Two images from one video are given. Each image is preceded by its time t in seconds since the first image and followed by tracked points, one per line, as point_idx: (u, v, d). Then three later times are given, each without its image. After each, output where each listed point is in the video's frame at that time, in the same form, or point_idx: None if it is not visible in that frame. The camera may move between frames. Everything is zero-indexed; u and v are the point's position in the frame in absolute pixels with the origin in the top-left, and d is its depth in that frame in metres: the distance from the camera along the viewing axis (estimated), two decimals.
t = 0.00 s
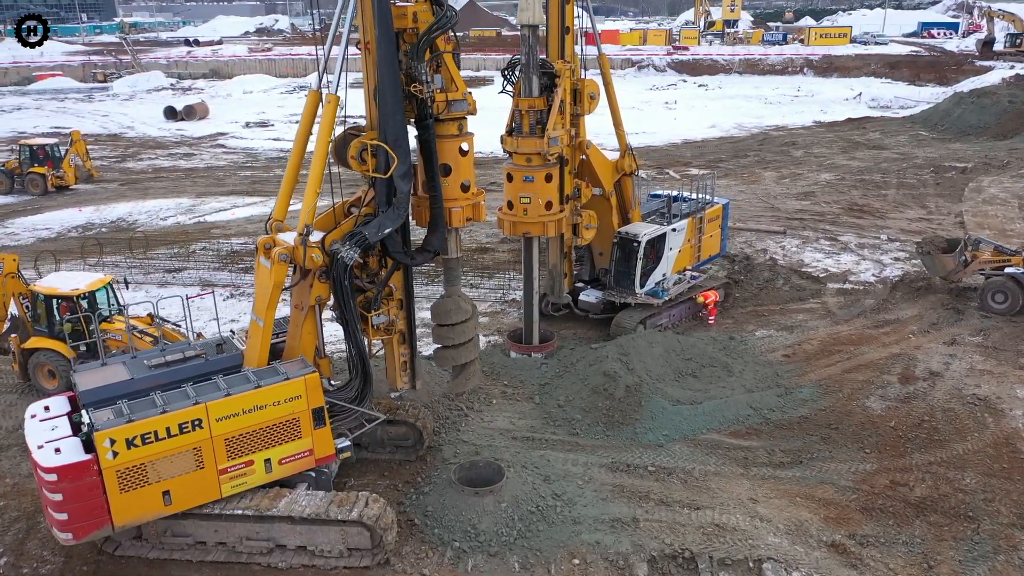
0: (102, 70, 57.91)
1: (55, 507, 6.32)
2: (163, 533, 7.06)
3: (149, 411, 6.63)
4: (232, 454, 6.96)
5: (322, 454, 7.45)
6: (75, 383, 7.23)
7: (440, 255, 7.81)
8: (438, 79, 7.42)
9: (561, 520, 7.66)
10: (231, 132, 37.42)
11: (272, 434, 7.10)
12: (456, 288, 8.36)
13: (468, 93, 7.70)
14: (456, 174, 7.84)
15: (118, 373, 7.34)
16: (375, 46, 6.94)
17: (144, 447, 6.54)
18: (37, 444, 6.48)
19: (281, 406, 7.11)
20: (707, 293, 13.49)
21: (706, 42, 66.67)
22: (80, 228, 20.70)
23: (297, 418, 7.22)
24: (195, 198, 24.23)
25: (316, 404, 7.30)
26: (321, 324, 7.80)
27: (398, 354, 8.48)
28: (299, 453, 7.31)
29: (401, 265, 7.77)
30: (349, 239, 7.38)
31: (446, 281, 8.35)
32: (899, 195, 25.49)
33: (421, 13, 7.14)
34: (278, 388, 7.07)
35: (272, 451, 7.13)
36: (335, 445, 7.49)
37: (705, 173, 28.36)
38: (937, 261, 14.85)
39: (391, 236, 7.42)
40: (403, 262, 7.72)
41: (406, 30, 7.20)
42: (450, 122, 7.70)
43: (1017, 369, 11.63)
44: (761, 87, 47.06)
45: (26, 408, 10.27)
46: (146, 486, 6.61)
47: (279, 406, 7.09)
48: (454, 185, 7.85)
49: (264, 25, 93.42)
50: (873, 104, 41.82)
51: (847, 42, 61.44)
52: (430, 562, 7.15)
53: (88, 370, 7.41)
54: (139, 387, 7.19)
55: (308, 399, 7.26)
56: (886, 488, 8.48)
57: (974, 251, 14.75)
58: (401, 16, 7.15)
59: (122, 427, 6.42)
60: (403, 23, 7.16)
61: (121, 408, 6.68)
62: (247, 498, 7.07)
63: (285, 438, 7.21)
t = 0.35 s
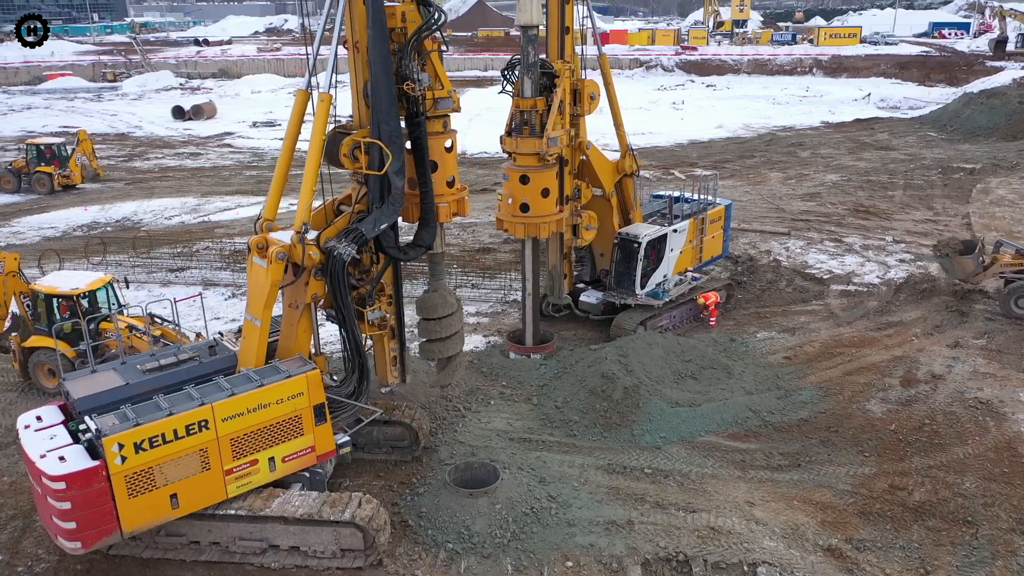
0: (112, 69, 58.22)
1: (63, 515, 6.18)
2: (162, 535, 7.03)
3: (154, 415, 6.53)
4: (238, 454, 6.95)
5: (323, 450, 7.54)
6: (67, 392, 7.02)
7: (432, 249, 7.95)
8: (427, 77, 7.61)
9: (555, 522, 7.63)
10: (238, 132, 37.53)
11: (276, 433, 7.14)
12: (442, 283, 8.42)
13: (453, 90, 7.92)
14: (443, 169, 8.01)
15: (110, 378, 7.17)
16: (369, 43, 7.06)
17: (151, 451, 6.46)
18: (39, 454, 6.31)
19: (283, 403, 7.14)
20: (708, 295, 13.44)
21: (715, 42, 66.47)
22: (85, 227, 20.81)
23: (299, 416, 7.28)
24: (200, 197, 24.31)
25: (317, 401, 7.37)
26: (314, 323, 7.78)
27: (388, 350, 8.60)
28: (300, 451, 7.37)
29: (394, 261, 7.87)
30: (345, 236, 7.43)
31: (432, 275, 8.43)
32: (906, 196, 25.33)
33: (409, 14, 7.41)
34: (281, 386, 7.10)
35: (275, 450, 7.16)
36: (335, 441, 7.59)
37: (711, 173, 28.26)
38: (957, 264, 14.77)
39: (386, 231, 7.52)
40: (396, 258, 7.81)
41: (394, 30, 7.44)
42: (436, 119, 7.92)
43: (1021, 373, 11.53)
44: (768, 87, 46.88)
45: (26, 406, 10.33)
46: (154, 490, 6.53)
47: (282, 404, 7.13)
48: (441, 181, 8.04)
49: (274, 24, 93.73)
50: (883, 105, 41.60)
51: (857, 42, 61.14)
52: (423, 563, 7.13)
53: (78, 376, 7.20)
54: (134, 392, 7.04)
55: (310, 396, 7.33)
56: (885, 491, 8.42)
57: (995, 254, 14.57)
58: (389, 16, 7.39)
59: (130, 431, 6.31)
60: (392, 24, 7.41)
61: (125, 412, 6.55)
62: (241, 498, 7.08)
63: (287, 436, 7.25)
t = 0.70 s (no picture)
0: (122, 68, 58.56)
1: (73, 522, 6.09)
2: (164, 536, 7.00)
3: (161, 417, 6.49)
4: (243, 453, 6.98)
5: (322, 446, 7.64)
6: (60, 400, 6.91)
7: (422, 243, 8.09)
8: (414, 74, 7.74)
9: (549, 524, 7.61)
10: (245, 131, 37.66)
11: (278, 431, 7.20)
12: (424, 276, 8.56)
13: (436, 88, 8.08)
14: (427, 166, 8.24)
15: (104, 383, 7.11)
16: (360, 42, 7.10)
17: (160, 453, 6.43)
18: (45, 463, 6.23)
19: (286, 401, 7.20)
20: (709, 295, 13.39)
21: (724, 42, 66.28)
22: (91, 226, 20.93)
23: (301, 412, 7.36)
24: (205, 196, 24.39)
25: (317, 397, 7.47)
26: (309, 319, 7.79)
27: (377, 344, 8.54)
28: (302, 447, 7.46)
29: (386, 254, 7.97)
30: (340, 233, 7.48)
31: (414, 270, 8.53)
32: (913, 197, 25.17)
33: (396, 13, 7.49)
34: (283, 383, 7.16)
35: (278, 447, 7.23)
36: (335, 437, 7.70)
37: (717, 174, 28.18)
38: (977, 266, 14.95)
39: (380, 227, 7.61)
40: (387, 252, 7.95)
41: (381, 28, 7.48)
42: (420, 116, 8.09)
43: None
44: (777, 87, 46.68)
45: (26, 404, 10.38)
46: (163, 493, 6.50)
47: (284, 402, 7.19)
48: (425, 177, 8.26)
49: (284, 25, 94.04)
50: (891, 105, 41.40)
51: (867, 42, 60.88)
52: (415, 565, 7.12)
53: (69, 383, 7.11)
54: (131, 398, 7.01)
55: (310, 393, 7.42)
56: (883, 495, 8.36)
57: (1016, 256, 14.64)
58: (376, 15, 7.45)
59: (139, 434, 6.26)
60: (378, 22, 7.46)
61: (131, 416, 6.50)
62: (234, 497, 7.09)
63: (289, 433, 7.32)
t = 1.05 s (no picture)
0: (130, 68, 58.84)
1: (85, 528, 6.05)
2: (168, 536, 6.98)
3: (168, 418, 6.48)
4: (247, 451, 7.02)
5: (322, 441, 7.74)
6: (55, 407, 6.81)
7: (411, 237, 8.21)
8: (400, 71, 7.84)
9: (543, 525, 7.59)
10: (251, 131, 37.78)
11: (281, 428, 7.26)
12: (408, 271, 8.53)
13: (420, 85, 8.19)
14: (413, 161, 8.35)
15: (98, 388, 7.04)
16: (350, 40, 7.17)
17: (169, 454, 6.43)
18: (53, 470, 6.14)
19: (287, 398, 7.27)
20: (710, 296, 13.34)
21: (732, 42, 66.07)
22: (96, 224, 21.04)
23: (301, 408, 7.43)
24: (210, 195, 24.47)
25: (317, 393, 7.56)
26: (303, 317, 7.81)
27: (367, 340, 8.62)
28: (303, 444, 7.55)
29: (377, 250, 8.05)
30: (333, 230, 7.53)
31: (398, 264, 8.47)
32: (919, 198, 25.01)
33: (382, 12, 7.55)
34: (285, 380, 7.22)
35: (280, 444, 7.29)
36: (333, 432, 7.81)
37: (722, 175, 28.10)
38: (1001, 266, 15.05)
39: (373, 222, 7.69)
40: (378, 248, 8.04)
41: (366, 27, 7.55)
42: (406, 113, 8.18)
43: None
44: (785, 87, 46.48)
45: (25, 401, 10.43)
46: (172, 494, 6.50)
47: (286, 399, 7.25)
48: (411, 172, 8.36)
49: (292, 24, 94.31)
50: (900, 105, 41.19)
51: (876, 42, 60.58)
52: (408, 565, 7.11)
53: (61, 389, 7.01)
54: (128, 402, 6.98)
55: (309, 389, 7.49)
56: (881, 498, 8.30)
57: None
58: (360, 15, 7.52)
59: (149, 435, 6.25)
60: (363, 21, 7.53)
61: (137, 418, 6.47)
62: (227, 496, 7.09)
63: (291, 430, 7.39)
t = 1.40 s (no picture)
0: (139, 67, 59.08)
1: (97, 531, 5.99)
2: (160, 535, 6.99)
3: (175, 418, 6.48)
4: (251, 449, 7.04)
5: (319, 438, 7.81)
6: (52, 414, 6.70)
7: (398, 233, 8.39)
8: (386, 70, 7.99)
9: (537, 527, 7.56)
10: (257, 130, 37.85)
11: (282, 425, 7.31)
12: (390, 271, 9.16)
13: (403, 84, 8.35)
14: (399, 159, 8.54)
15: (95, 392, 6.97)
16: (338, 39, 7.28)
17: (177, 454, 6.42)
18: (60, 476, 6.06)
19: (287, 395, 7.32)
20: (711, 297, 13.30)
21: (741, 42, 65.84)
22: (101, 223, 21.11)
23: (301, 406, 7.49)
24: (215, 195, 24.52)
25: (315, 390, 7.63)
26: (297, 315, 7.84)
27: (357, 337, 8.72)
28: (302, 440, 7.60)
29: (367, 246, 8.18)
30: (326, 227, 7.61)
31: (381, 264, 9.08)
32: (926, 199, 24.86)
33: (368, 11, 7.71)
34: (284, 378, 7.28)
35: (281, 442, 7.33)
36: (330, 428, 7.89)
37: (728, 176, 28.00)
38: None
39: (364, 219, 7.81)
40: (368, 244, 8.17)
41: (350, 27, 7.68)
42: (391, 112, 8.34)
43: None
44: (794, 88, 46.26)
45: (25, 400, 10.48)
46: (181, 494, 6.48)
47: (286, 396, 7.30)
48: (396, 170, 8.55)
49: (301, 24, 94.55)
50: (909, 106, 40.98)
51: (886, 42, 60.28)
52: (400, 566, 7.10)
53: (57, 395, 6.91)
54: (127, 405, 6.92)
55: (308, 385, 7.56)
56: (878, 502, 8.24)
57: None
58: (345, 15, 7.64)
59: (159, 436, 6.24)
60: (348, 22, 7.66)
61: (143, 420, 6.45)
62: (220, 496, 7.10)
63: (291, 427, 7.44)
